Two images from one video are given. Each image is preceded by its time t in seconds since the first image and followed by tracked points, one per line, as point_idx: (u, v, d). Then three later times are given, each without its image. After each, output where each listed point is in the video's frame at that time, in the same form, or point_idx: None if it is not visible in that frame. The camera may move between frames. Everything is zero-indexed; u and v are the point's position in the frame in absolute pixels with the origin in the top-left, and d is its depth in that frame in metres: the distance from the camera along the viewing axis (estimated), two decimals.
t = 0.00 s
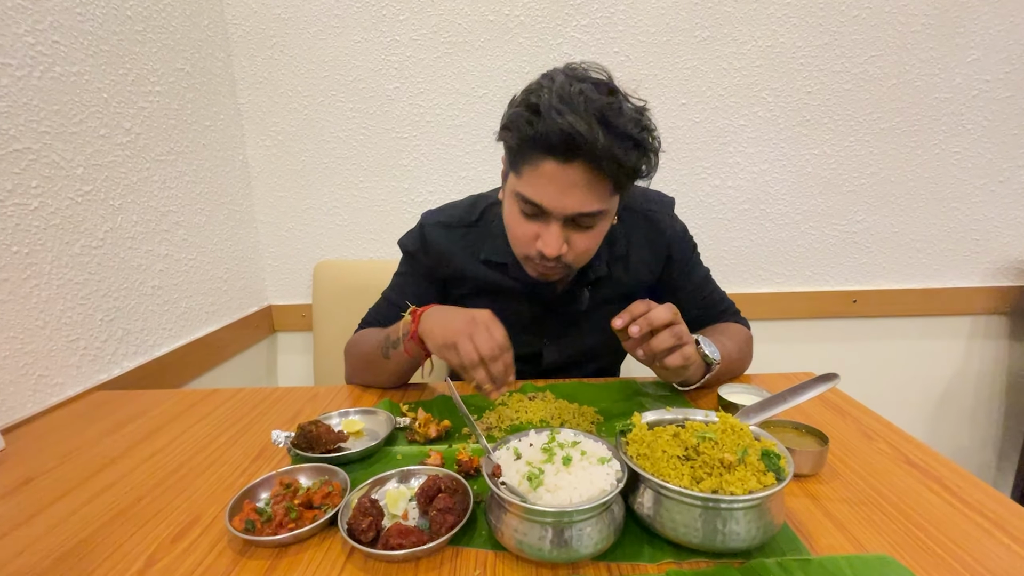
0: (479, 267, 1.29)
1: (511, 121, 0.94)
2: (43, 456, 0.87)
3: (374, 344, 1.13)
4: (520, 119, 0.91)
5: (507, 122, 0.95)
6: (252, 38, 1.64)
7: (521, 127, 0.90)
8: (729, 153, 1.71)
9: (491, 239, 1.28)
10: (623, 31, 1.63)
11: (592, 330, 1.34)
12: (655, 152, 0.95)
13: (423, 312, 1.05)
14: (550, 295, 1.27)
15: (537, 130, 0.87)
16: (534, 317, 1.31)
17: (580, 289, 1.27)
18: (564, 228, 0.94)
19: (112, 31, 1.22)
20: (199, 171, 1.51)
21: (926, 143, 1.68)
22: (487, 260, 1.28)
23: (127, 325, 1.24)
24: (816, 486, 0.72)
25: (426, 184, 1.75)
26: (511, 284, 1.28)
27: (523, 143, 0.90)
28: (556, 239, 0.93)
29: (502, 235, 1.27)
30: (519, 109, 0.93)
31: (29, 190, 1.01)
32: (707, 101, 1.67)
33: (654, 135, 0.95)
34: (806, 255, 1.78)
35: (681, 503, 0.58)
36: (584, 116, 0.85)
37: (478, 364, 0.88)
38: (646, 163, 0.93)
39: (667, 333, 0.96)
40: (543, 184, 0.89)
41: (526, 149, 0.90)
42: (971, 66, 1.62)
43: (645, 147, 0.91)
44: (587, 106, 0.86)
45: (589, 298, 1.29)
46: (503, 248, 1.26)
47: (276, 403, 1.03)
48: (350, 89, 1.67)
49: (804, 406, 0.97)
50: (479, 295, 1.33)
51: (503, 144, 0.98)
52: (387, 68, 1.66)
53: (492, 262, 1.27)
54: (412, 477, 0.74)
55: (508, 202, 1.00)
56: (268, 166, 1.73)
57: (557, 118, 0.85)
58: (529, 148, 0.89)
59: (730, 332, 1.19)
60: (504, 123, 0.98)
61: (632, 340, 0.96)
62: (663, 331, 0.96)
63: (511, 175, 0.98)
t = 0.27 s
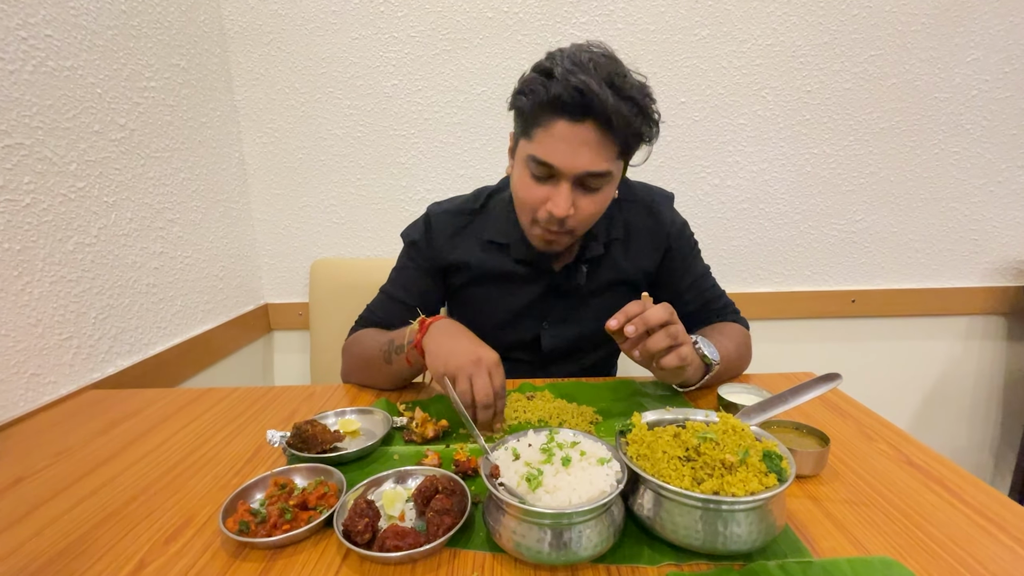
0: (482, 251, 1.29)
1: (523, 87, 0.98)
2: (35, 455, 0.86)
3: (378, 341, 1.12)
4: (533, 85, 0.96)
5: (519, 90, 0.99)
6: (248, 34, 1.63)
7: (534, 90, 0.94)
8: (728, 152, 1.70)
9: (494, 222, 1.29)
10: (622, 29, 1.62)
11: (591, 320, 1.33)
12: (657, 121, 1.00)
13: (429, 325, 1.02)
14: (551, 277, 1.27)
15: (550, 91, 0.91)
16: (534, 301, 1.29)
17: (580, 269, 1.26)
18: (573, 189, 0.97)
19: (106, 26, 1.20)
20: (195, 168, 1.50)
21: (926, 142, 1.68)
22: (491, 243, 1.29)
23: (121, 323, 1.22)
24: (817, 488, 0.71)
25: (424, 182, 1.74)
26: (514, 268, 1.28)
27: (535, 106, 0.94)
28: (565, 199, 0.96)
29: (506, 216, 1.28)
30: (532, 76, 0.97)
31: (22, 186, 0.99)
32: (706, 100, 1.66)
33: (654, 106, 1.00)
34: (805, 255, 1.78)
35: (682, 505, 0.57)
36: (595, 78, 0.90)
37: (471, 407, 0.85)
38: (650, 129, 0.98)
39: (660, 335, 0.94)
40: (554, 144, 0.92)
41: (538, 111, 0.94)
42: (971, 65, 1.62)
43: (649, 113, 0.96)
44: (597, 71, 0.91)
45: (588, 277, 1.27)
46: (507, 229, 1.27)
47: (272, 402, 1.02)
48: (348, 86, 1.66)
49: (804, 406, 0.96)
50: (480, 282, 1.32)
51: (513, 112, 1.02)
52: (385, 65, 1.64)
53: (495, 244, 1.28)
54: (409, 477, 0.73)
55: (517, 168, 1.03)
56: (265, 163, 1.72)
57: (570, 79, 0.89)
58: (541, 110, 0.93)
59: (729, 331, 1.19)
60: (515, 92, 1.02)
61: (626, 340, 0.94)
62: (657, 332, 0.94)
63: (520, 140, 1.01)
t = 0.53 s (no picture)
0: (485, 237, 1.29)
1: (534, 66, 1.04)
2: (29, 455, 0.85)
3: (380, 342, 1.11)
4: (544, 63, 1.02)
5: (529, 71, 1.06)
6: (245, 33, 1.62)
7: (546, 67, 1.01)
8: (726, 152, 1.70)
9: (498, 208, 1.30)
10: (621, 28, 1.62)
11: (591, 310, 1.32)
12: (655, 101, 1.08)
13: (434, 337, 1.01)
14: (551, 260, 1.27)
15: (562, 66, 0.98)
16: (535, 287, 1.29)
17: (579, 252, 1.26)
18: (581, 159, 1.01)
19: (101, 23, 1.19)
20: (191, 167, 1.49)
21: (923, 143, 1.68)
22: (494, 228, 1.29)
23: (116, 323, 1.21)
24: (816, 488, 0.71)
25: (422, 181, 1.73)
26: (516, 253, 1.28)
27: (546, 80, 1.00)
28: (573, 168, 1.01)
29: (509, 201, 1.29)
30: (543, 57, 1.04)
31: (16, 184, 0.98)
32: (705, 100, 1.66)
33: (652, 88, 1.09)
34: (803, 255, 1.78)
35: (681, 506, 0.57)
36: (603, 54, 0.97)
37: (506, 403, 0.85)
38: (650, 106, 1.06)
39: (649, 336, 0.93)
40: (565, 114, 0.98)
41: (549, 85, 1.00)
42: (968, 66, 1.62)
43: (649, 92, 1.04)
44: (605, 48, 0.99)
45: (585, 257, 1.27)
46: (510, 213, 1.28)
47: (268, 402, 1.02)
48: (345, 85, 1.65)
49: (802, 407, 0.96)
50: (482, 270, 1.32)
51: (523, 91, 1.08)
52: (383, 63, 1.64)
53: (499, 229, 1.28)
54: (406, 478, 0.72)
55: (526, 144, 1.08)
56: (261, 162, 1.71)
57: (581, 54, 0.97)
58: (552, 84, 1.00)
59: (727, 330, 1.19)
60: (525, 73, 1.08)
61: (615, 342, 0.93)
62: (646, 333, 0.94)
63: (530, 116, 1.07)
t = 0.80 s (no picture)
0: (489, 230, 1.30)
1: (545, 59, 1.06)
2: (24, 455, 0.85)
3: (382, 340, 1.10)
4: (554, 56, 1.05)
5: (538, 65, 1.08)
6: (243, 31, 1.61)
7: (556, 58, 1.03)
8: (725, 152, 1.70)
9: (503, 203, 1.31)
10: (619, 28, 1.62)
11: (591, 307, 1.32)
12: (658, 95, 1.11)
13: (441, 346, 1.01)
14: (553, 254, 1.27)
15: (573, 57, 1.00)
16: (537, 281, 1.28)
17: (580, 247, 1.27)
18: (588, 147, 1.02)
19: (98, 21, 1.19)
20: (188, 166, 1.48)
21: (921, 144, 1.68)
22: (499, 221, 1.30)
23: (113, 323, 1.21)
24: (816, 488, 0.71)
25: (420, 181, 1.73)
26: (519, 247, 1.28)
27: (557, 71, 1.02)
28: (582, 155, 1.01)
29: (514, 196, 1.31)
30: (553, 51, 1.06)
31: (11, 183, 0.98)
32: (703, 100, 1.66)
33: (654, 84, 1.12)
34: (801, 256, 1.78)
35: (680, 506, 0.57)
36: (613, 45, 1.00)
37: (500, 420, 0.81)
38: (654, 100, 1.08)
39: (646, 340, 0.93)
40: (574, 102, 0.99)
41: (559, 75, 1.02)
42: (966, 67, 1.62)
43: (653, 85, 1.07)
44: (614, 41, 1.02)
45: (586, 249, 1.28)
46: (514, 207, 1.29)
47: (265, 402, 1.01)
48: (343, 84, 1.64)
49: (801, 407, 0.96)
50: (484, 263, 1.31)
51: (531, 85, 1.10)
52: (381, 63, 1.63)
53: (503, 222, 1.29)
54: (404, 478, 0.72)
55: (533, 136, 1.09)
56: (259, 161, 1.71)
57: (591, 45, 0.99)
58: (562, 74, 1.01)
59: (726, 331, 1.18)
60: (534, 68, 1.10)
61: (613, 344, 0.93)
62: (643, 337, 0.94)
63: (538, 108, 1.08)
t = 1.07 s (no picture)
0: (495, 219, 1.36)
1: (505, 61, 1.15)
2: (80, 403, 0.95)
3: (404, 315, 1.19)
4: (512, 55, 1.13)
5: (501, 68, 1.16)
6: (281, 7, 1.66)
7: (515, 58, 1.11)
8: (750, 145, 1.70)
9: (509, 192, 1.36)
10: (651, 15, 1.61)
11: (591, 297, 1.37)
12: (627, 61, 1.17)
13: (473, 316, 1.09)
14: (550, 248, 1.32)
15: (528, 51, 1.08)
16: (538, 272, 1.34)
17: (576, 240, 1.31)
18: (571, 128, 1.09)
19: None
20: (226, 138, 1.55)
21: (954, 145, 1.65)
22: (503, 210, 1.35)
23: (156, 285, 1.31)
24: (795, 480, 0.76)
25: (446, 161, 1.77)
26: (520, 237, 1.33)
27: (520, 68, 1.10)
28: (567, 137, 1.08)
29: (519, 186, 1.35)
30: (508, 52, 1.15)
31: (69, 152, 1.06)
32: (732, 92, 1.65)
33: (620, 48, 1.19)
34: (820, 253, 1.78)
35: (661, 487, 0.63)
36: (562, 30, 1.08)
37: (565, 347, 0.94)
38: (622, 66, 1.14)
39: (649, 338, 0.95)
40: (545, 90, 1.07)
41: (523, 71, 1.10)
42: (1009, 67, 1.58)
43: (617, 51, 1.13)
44: (563, 25, 1.09)
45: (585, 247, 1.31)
46: (518, 198, 1.33)
47: (292, 367, 1.10)
48: (375, 62, 1.68)
49: (794, 403, 1.00)
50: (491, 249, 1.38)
51: (502, 88, 1.18)
52: (413, 42, 1.66)
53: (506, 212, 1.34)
54: (416, 445, 0.79)
55: (516, 135, 1.17)
56: (292, 135, 1.77)
57: (540, 34, 1.07)
58: (525, 69, 1.09)
59: (727, 322, 1.21)
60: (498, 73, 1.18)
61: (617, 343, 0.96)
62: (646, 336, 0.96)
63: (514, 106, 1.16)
